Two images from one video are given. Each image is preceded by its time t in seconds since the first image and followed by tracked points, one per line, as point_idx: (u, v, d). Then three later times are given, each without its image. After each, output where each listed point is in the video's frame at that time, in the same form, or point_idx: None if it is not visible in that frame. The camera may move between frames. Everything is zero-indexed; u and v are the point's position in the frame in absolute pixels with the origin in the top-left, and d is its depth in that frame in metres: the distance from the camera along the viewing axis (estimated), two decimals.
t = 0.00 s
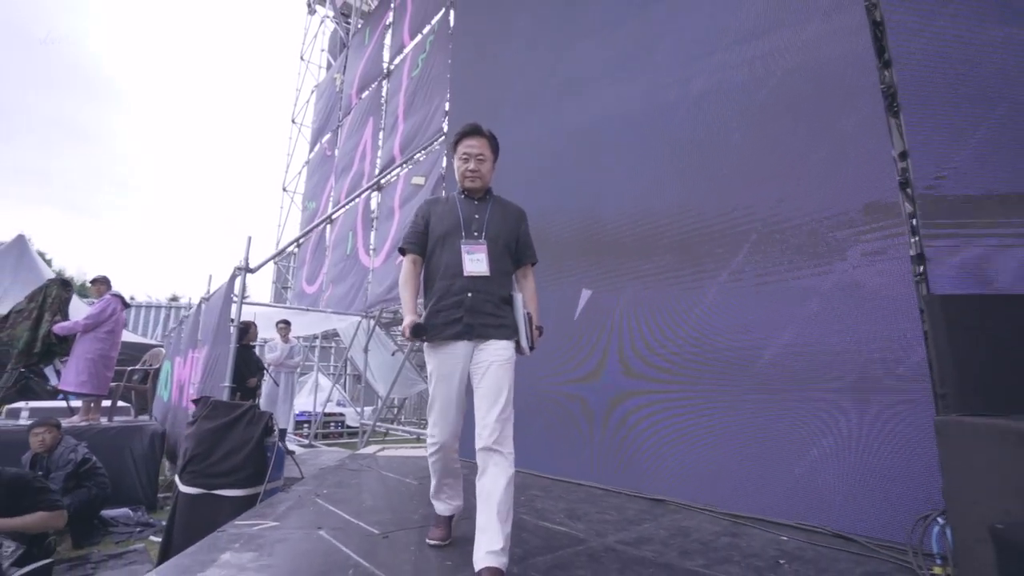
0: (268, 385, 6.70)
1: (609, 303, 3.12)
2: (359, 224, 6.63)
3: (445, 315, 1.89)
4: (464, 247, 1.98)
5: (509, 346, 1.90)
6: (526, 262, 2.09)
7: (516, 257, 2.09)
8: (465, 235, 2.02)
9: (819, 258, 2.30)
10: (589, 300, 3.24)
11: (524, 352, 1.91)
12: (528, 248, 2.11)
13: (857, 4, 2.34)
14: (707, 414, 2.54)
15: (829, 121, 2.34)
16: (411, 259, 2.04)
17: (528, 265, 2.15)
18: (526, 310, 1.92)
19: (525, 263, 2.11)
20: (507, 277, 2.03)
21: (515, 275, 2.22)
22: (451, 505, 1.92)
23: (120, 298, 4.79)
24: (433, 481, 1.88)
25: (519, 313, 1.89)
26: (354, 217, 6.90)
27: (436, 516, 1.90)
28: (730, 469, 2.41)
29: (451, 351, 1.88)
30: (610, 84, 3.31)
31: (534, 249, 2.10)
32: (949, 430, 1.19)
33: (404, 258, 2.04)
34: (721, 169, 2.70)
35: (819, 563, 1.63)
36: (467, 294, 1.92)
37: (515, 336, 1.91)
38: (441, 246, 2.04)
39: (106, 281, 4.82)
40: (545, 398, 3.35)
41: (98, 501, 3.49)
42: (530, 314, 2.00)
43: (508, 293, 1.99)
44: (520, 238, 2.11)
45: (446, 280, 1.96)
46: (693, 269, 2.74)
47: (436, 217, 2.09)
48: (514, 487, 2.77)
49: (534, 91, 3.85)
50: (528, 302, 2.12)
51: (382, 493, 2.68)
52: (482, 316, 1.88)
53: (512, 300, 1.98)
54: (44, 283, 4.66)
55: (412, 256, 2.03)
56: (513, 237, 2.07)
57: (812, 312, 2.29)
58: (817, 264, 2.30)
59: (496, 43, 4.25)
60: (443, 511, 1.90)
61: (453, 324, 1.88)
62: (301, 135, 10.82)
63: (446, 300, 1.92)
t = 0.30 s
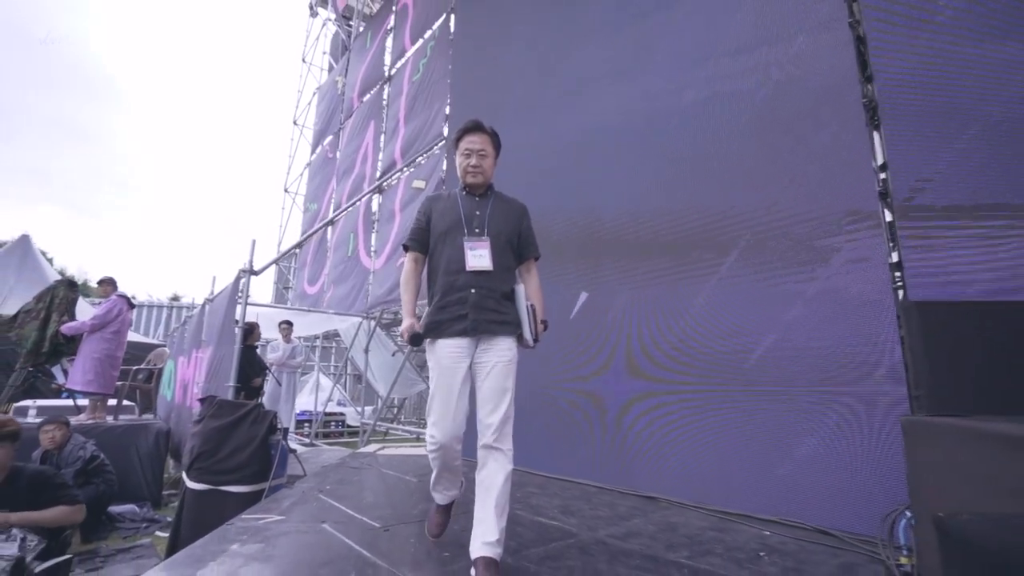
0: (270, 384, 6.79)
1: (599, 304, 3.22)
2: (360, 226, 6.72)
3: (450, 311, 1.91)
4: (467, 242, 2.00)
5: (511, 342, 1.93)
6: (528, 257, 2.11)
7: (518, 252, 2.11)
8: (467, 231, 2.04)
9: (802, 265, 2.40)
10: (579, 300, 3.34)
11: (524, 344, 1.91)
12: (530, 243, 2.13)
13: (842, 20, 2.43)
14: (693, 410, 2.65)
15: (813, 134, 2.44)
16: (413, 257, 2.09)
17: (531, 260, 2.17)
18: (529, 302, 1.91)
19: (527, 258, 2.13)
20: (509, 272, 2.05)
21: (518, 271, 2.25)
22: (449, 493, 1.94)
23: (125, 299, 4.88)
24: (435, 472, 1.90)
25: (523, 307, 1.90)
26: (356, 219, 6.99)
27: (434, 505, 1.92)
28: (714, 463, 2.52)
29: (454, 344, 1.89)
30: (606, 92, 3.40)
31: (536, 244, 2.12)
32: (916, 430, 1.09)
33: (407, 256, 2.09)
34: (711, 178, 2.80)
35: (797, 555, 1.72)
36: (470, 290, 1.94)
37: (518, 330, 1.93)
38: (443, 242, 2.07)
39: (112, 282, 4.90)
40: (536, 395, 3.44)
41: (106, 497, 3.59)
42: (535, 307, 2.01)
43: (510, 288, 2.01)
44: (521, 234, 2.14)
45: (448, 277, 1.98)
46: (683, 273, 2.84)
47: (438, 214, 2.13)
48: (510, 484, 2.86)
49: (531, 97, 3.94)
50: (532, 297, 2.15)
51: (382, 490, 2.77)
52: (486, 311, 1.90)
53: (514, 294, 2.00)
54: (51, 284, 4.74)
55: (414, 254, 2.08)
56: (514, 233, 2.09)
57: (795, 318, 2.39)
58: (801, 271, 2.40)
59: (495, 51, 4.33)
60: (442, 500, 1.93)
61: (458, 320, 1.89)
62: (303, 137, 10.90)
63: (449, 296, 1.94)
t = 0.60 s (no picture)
0: (272, 384, 6.89)
1: (593, 305, 3.30)
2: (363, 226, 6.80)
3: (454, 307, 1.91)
4: (467, 240, 2.01)
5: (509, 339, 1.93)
6: (530, 252, 2.09)
7: (519, 247, 2.10)
8: (467, 228, 2.05)
9: (788, 270, 2.50)
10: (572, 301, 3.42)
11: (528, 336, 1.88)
12: (531, 238, 2.12)
13: (827, 34, 2.53)
14: (684, 409, 2.74)
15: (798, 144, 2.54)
16: (414, 258, 2.13)
17: (535, 255, 2.15)
18: (529, 293, 1.89)
19: (530, 252, 2.12)
20: (511, 268, 2.05)
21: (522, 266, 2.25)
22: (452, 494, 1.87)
23: (132, 299, 4.96)
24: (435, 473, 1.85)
25: (522, 294, 1.90)
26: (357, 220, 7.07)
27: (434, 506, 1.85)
28: (704, 460, 2.61)
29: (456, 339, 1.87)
30: (601, 100, 3.49)
31: (538, 239, 2.11)
32: (885, 425, 1.13)
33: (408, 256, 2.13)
34: (701, 185, 2.89)
35: (778, 547, 1.81)
36: (473, 287, 1.94)
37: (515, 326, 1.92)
38: (444, 241, 2.08)
39: (119, 282, 5.00)
40: (530, 393, 3.51)
41: (114, 493, 3.68)
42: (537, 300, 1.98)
43: (511, 284, 2.00)
44: (523, 230, 2.13)
45: (449, 275, 1.99)
46: (675, 276, 2.93)
47: (438, 214, 2.14)
48: (508, 481, 2.95)
49: (530, 103, 4.03)
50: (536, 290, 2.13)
51: (384, 485, 2.87)
52: (490, 306, 1.89)
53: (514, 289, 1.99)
54: (59, 285, 4.83)
55: (416, 255, 2.13)
56: (515, 229, 2.08)
57: (781, 321, 2.49)
58: (787, 276, 2.50)
59: (494, 58, 4.42)
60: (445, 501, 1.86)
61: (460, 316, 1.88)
62: (304, 139, 10.99)
63: (451, 293, 1.94)
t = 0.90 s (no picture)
0: (275, 383, 6.98)
1: (590, 308, 3.38)
2: (364, 228, 6.85)
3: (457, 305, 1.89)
4: (467, 239, 2.00)
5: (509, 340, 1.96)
6: (532, 249, 2.10)
7: (520, 245, 2.10)
8: (468, 227, 2.05)
9: (777, 274, 2.58)
10: (568, 304, 3.50)
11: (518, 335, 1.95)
12: (533, 235, 2.12)
13: (815, 47, 2.61)
14: (676, 411, 2.82)
15: (787, 152, 2.63)
16: (417, 259, 2.14)
17: (536, 251, 2.15)
18: (529, 285, 1.89)
19: (532, 249, 2.12)
20: (512, 265, 2.04)
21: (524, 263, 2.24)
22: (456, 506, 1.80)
23: (139, 300, 5.04)
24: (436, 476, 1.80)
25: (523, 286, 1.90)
26: (359, 222, 7.16)
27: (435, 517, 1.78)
28: (696, 461, 2.69)
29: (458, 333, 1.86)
30: (598, 108, 3.58)
31: (540, 235, 2.11)
32: (871, 424, 1.38)
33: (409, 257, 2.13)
34: (694, 190, 2.96)
35: (764, 539, 1.89)
36: (476, 285, 1.93)
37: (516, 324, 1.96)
38: (445, 241, 2.08)
39: (126, 283, 5.08)
40: (528, 393, 3.60)
41: (124, 488, 3.76)
42: (538, 293, 1.96)
43: (512, 281, 2.01)
44: (524, 227, 2.13)
45: (450, 275, 1.98)
46: (668, 280, 3.02)
47: (438, 215, 2.14)
48: (507, 477, 3.03)
49: (529, 109, 4.11)
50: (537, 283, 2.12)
51: (386, 481, 2.96)
52: (494, 304, 1.90)
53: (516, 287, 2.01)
54: (68, 286, 4.92)
55: (418, 256, 2.14)
56: (516, 226, 2.08)
57: (770, 323, 2.57)
58: (775, 280, 2.58)
59: (494, 64, 4.51)
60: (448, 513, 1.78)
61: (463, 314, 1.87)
62: (307, 141, 11.07)
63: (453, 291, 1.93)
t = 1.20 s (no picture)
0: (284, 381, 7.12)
1: (591, 309, 3.46)
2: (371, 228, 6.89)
3: (463, 306, 1.90)
4: (473, 240, 2.02)
5: (515, 340, 1.97)
6: (538, 246, 2.11)
7: (525, 244, 2.12)
8: (473, 227, 2.06)
9: (771, 277, 2.66)
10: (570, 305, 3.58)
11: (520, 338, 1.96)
12: (539, 233, 2.14)
13: (809, 56, 2.69)
14: (675, 409, 2.90)
15: (782, 159, 2.71)
16: (424, 260, 2.18)
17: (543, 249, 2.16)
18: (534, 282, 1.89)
19: (538, 247, 2.12)
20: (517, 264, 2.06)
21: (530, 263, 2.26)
22: (456, 526, 1.65)
23: (153, 299, 5.17)
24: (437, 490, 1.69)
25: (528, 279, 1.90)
26: (366, 223, 7.27)
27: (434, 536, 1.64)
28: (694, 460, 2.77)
29: (463, 332, 1.87)
30: (600, 113, 3.67)
31: (547, 233, 2.11)
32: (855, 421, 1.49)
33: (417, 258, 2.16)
34: (693, 194, 3.04)
35: (755, 531, 1.98)
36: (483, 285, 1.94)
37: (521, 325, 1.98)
38: (450, 241, 2.08)
39: (141, 283, 5.21)
40: (532, 392, 3.69)
41: (141, 482, 3.89)
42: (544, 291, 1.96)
43: (518, 280, 2.02)
44: (529, 227, 2.15)
45: (456, 275, 2.00)
46: (667, 282, 3.10)
47: (444, 216, 2.15)
48: (511, 473, 3.12)
49: (534, 114, 4.20)
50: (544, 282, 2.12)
51: (395, 476, 3.06)
52: (499, 305, 1.91)
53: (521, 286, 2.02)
54: (85, 285, 5.05)
55: (425, 257, 2.18)
56: (521, 225, 2.09)
57: (766, 324, 2.65)
58: (770, 282, 2.66)
59: (500, 69, 4.60)
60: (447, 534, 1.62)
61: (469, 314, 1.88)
62: (314, 142, 11.20)
63: (459, 291, 1.94)
